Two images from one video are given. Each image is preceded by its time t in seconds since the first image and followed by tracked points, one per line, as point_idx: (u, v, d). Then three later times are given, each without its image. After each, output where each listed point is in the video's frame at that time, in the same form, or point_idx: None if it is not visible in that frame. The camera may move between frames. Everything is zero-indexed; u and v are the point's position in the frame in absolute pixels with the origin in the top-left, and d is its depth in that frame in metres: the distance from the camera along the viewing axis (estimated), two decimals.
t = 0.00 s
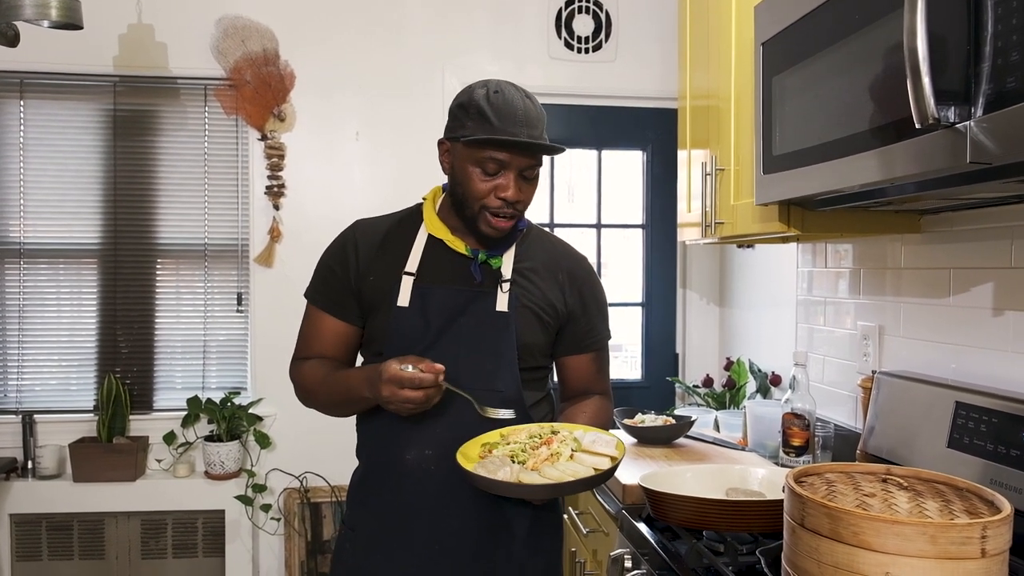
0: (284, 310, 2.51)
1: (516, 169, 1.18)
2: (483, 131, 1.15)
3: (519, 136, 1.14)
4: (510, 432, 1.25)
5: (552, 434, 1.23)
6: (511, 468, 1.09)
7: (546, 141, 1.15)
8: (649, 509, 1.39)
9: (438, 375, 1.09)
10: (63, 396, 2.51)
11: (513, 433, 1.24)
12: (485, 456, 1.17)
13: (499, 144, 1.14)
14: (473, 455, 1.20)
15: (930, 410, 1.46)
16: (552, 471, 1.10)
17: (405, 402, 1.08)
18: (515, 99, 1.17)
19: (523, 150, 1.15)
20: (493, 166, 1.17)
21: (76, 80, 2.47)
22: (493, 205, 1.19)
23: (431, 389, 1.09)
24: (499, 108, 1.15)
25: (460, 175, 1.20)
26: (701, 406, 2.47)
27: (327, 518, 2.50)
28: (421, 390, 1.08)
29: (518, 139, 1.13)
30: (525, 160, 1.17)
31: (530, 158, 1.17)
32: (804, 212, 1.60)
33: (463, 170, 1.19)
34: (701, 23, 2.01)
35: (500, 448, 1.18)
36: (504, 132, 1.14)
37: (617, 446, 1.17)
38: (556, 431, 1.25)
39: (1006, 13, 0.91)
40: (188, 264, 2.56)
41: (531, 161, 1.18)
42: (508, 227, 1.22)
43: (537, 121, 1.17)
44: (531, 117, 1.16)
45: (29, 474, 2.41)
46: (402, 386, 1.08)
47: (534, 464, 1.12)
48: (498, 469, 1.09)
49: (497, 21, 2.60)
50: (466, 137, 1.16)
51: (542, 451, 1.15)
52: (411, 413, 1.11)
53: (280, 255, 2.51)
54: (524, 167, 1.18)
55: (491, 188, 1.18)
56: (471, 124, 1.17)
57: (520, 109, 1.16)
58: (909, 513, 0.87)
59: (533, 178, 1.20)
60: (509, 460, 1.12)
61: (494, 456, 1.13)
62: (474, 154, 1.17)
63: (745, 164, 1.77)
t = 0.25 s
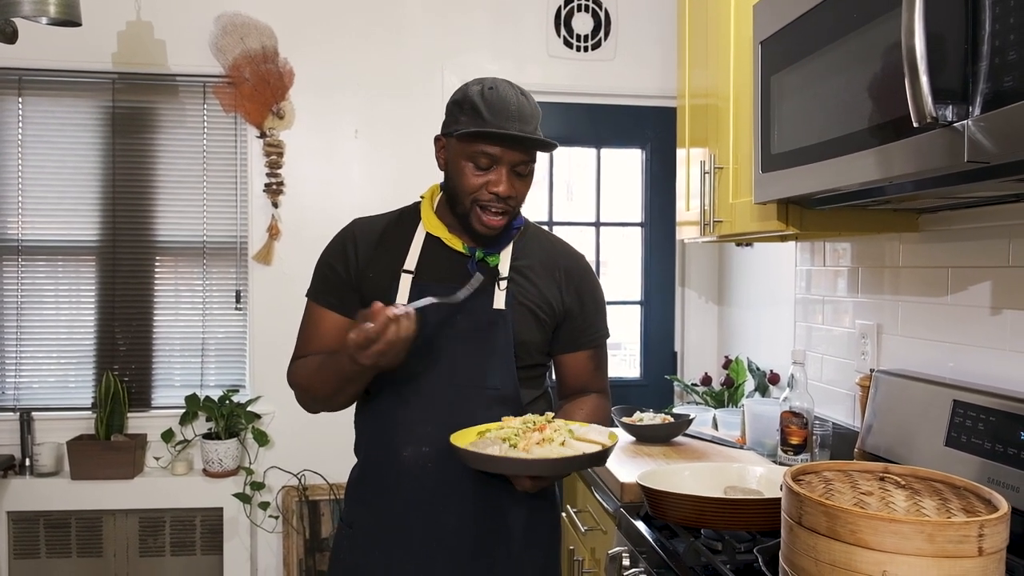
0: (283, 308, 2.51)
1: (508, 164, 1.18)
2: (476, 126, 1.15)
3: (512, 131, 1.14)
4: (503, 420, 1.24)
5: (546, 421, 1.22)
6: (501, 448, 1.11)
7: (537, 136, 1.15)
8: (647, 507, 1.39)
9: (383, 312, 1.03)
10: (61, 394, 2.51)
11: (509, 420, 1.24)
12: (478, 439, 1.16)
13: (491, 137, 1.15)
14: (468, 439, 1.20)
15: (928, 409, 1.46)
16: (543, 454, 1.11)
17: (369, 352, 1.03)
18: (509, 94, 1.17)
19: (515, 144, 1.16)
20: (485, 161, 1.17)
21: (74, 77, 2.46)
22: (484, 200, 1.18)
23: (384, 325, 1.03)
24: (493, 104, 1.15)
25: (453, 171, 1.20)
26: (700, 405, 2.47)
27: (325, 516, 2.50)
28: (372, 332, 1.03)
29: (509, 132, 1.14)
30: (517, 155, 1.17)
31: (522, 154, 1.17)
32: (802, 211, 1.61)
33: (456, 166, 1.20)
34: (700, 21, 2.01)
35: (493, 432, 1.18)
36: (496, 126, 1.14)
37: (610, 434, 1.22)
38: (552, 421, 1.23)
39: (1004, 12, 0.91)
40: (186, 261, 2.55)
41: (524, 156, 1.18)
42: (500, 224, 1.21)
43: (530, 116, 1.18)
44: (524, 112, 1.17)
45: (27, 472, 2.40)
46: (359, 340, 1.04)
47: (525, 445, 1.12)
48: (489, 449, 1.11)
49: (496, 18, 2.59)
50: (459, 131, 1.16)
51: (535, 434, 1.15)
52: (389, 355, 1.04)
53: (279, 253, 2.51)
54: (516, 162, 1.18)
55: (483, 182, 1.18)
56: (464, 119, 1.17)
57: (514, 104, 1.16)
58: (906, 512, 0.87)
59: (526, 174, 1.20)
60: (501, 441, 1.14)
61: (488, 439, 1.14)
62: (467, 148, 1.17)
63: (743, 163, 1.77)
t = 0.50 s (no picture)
0: (281, 306, 2.51)
1: (520, 166, 1.18)
2: (489, 128, 1.15)
3: (526, 133, 1.15)
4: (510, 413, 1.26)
5: (553, 410, 1.24)
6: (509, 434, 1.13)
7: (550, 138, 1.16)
8: (646, 506, 1.39)
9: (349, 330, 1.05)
10: (59, 393, 2.50)
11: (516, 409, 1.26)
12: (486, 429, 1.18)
13: (505, 139, 1.15)
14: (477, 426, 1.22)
15: (927, 409, 1.46)
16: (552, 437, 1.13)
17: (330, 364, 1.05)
18: (518, 96, 1.18)
19: (528, 146, 1.16)
20: (497, 163, 1.17)
21: (72, 75, 2.46)
22: (497, 201, 1.18)
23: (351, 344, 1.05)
24: (503, 105, 1.16)
25: (462, 172, 1.19)
26: (699, 403, 2.47)
27: (324, 515, 2.50)
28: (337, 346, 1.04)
29: (524, 135, 1.14)
30: (529, 156, 1.18)
31: (534, 155, 1.18)
32: (801, 210, 1.61)
33: (466, 167, 1.19)
34: (699, 19, 2.01)
35: (500, 421, 1.20)
36: (510, 128, 1.15)
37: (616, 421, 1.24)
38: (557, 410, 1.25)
39: (1004, 11, 0.90)
40: (184, 260, 2.55)
41: (535, 157, 1.18)
42: (511, 224, 1.22)
43: (539, 117, 1.18)
44: (535, 114, 1.17)
45: (25, 471, 2.40)
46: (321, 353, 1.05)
47: (534, 431, 1.14)
48: (499, 434, 1.12)
49: (495, 17, 2.59)
50: (472, 133, 1.15)
51: (542, 422, 1.17)
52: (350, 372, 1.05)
53: (277, 252, 2.50)
54: (528, 163, 1.18)
55: (496, 184, 1.18)
56: (475, 121, 1.16)
57: (525, 106, 1.16)
58: (905, 511, 0.87)
59: (536, 175, 1.21)
60: (509, 428, 1.15)
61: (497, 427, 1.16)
62: (479, 150, 1.17)
63: (742, 162, 1.77)
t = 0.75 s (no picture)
0: (280, 306, 2.50)
1: (513, 167, 1.18)
2: (484, 129, 1.15)
3: (519, 136, 1.14)
4: (508, 416, 1.25)
5: (551, 412, 1.23)
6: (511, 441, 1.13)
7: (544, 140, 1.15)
8: (644, 506, 1.39)
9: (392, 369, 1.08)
10: (57, 392, 2.50)
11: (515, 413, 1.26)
12: (486, 435, 1.18)
13: (499, 140, 1.14)
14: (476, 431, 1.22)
15: (926, 409, 1.46)
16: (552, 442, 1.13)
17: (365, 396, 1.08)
18: (515, 97, 1.17)
19: (522, 148, 1.16)
20: (490, 164, 1.17)
21: (70, 73, 2.45)
22: (489, 202, 1.18)
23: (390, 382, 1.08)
24: (499, 105, 1.15)
25: (456, 171, 1.20)
26: (697, 403, 2.47)
27: (322, 514, 2.50)
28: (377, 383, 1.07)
29: (517, 137, 1.14)
30: (523, 158, 1.17)
31: (528, 157, 1.17)
32: (800, 210, 1.61)
33: (460, 167, 1.19)
34: (698, 19, 2.01)
35: (499, 426, 1.19)
36: (504, 130, 1.14)
37: (614, 423, 1.24)
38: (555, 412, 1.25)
39: (1004, 11, 0.90)
40: (183, 259, 2.55)
41: (529, 159, 1.18)
42: (503, 224, 1.22)
43: (534, 118, 1.18)
44: (530, 116, 1.17)
45: (23, 470, 2.40)
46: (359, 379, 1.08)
47: (534, 436, 1.15)
48: (498, 441, 1.12)
49: (494, 16, 2.59)
50: (466, 133, 1.15)
51: (542, 426, 1.17)
52: (380, 410, 1.09)
53: (275, 251, 2.50)
54: (522, 165, 1.18)
55: (488, 185, 1.17)
56: (471, 121, 1.16)
57: (521, 108, 1.16)
58: (904, 512, 0.87)
59: (529, 176, 1.20)
60: (509, 435, 1.16)
61: (496, 434, 1.16)
62: (472, 150, 1.17)
63: (741, 161, 1.77)
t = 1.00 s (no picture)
0: (278, 304, 2.50)
1: (508, 166, 1.17)
2: (479, 127, 1.15)
3: (514, 134, 1.14)
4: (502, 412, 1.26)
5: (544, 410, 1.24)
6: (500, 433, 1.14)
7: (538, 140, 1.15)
8: (642, 505, 1.39)
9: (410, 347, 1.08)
10: (56, 390, 2.50)
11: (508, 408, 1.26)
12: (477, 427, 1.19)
13: (493, 139, 1.14)
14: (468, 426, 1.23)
15: (924, 409, 1.46)
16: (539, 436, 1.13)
17: (390, 384, 1.08)
18: (510, 96, 1.17)
19: (517, 147, 1.15)
20: (485, 162, 1.16)
21: (68, 71, 2.45)
22: (482, 201, 1.18)
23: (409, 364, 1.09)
24: (495, 104, 1.15)
25: (451, 169, 1.20)
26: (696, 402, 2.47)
27: (320, 513, 2.49)
28: (399, 369, 1.08)
29: (511, 135, 1.14)
30: (517, 157, 1.17)
31: (523, 156, 1.17)
32: (800, 208, 1.62)
33: (455, 165, 1.19)
34: (697, 18, 2.01)
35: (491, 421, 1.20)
36: (498, 128, 1.14)
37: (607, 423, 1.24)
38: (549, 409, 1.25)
39: (1003, 11, 0.90)
40: (181, 257, 2.54)
41: (524, 158, 1.17)
42: (497, 224, 1.22)
43: (530, 117, 1.17)
44: (525, 115, 1.16)
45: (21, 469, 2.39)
46: (379, 369, 1.08)
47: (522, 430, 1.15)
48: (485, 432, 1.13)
49: (493, 14, 2.58)
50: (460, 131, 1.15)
51: (533, 421, 1.18)
52: (404, 393, 1.11)
53: (274, 249, 2.50)
54: (516, 164, 1.18)
55: (482, 183, 1.17)
56: (466, 119, 1.16)
57: (515, 107, 1.16)
58: (903, 512, 0.87)
59: (524, 176, 1.20)
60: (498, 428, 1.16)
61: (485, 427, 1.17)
62: (467, 149, 1.16)
63: (740, 160, 1.76)
